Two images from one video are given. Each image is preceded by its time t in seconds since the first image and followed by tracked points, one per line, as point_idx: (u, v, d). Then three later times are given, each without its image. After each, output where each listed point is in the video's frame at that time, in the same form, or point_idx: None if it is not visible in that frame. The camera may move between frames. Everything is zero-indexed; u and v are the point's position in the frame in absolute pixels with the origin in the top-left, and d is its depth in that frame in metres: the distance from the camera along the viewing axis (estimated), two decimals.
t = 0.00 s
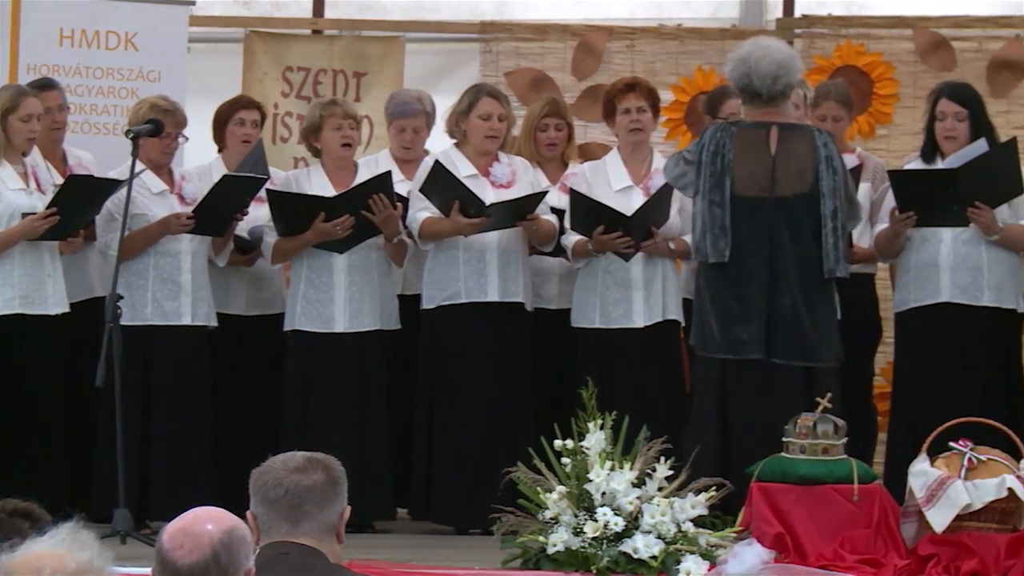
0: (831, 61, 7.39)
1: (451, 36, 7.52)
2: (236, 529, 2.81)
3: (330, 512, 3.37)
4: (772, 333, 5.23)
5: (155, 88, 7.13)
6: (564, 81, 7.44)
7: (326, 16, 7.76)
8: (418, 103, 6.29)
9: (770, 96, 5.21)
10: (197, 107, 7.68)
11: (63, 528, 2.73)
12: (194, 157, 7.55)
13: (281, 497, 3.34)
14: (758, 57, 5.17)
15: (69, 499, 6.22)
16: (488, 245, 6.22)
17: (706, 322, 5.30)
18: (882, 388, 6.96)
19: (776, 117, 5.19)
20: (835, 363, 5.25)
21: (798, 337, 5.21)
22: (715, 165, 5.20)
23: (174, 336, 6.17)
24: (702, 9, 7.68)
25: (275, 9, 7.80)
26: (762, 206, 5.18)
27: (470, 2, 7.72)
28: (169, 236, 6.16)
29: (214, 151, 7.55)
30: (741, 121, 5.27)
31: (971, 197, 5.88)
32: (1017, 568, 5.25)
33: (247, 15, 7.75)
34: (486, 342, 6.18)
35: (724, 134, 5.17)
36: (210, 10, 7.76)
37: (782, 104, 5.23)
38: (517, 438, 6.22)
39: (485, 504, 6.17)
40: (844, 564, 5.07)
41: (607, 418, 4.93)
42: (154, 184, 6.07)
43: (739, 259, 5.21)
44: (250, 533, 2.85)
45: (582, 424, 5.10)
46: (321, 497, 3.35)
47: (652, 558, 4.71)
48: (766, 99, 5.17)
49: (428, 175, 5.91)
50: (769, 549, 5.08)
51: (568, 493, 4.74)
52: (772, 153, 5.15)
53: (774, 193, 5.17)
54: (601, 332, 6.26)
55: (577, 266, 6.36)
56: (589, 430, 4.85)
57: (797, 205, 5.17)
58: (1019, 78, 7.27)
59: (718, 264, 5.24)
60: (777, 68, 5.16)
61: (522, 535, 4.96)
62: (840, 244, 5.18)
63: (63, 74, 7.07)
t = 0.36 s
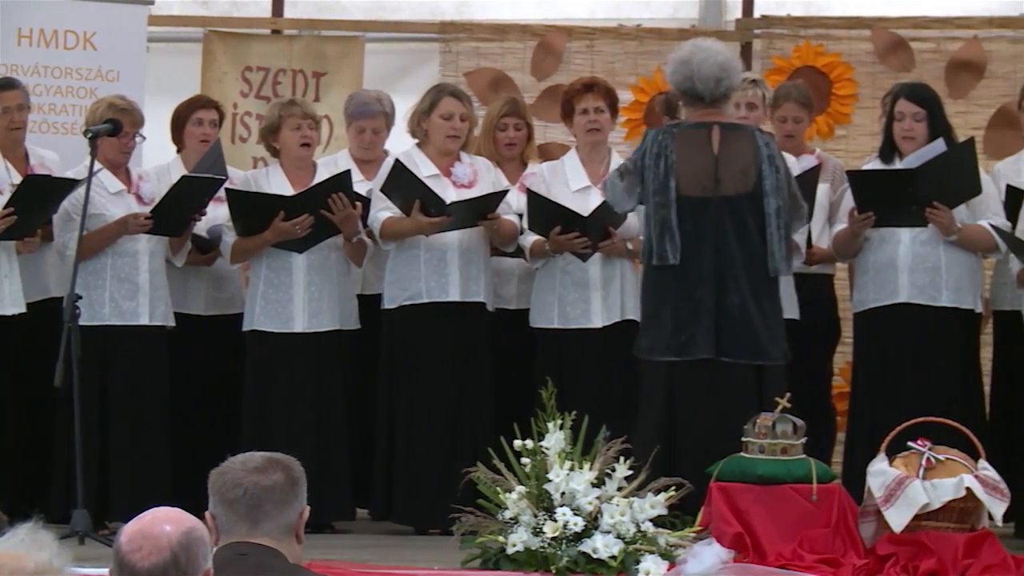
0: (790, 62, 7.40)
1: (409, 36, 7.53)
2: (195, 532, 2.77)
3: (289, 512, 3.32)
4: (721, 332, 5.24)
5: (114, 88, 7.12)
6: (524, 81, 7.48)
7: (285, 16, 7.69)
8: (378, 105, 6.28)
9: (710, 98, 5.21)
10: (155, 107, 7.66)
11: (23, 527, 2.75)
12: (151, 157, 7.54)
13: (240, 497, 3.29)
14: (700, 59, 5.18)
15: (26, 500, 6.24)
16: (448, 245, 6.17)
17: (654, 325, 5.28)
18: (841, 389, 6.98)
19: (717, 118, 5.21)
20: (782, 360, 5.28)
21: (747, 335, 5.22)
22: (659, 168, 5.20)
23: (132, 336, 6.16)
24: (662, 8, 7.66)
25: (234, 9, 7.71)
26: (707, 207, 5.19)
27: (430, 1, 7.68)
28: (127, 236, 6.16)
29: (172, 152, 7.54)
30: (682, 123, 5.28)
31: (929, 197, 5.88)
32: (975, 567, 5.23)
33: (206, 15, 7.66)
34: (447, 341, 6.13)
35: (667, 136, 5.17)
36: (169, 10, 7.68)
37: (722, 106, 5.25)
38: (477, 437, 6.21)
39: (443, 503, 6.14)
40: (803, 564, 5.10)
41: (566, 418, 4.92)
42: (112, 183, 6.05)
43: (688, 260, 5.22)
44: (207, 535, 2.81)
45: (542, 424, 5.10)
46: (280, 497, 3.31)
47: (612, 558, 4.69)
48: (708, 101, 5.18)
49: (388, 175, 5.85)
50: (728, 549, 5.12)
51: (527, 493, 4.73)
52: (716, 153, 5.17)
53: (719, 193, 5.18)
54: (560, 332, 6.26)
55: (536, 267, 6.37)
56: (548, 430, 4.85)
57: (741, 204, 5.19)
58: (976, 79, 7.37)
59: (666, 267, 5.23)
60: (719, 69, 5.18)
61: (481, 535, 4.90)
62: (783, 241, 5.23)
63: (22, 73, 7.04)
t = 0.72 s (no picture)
0: (747, 62, 7.42)
1: (363, 35, 7.55)
2: (152, 535, 2.77)
3: (246, 512, 3.29)
4: (642, 330, 5.00)
5: (70, 88, 7.10)
6: (481, 81, 7.50)
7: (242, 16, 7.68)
8: (334, 104, 6.31)
9: (641, 96, 4.96)
10: (112, 107, 7.64)
11: None
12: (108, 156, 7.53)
13: (197, 497, 3.26)
14: (632, 56, 4.92)
15: None
16: (405, 244, 6.15)
17: (573, 316, 5.03)
18: (798, 390, 7.00)
19: (647, 115, 4.93)
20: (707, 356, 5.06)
21: (673, 331, 5.01)
22: (584, 164, 4.92)
23: (90, 336, 6.14)
24: (620, 9, 7.67)
25: (191, 8, 7.70)
26: (633, 204, 4.92)
27: (387, 2, 7.69)
28: (85, 236, 6.14)
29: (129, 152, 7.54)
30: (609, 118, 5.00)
31: (884, 193, 5.90)
32: (930, 567, 5.26)
33: (163, 14, 7.65)
34: (403, 342, 6.11)
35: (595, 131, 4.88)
36: (126, 9, 7.67)
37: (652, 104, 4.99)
38: (433, 437, 6.18)
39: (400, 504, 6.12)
40: (760, 564, 5.23)
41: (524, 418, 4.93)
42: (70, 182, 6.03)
43: (609, 256, 4.95)
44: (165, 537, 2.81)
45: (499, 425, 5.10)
46: (237, 497, 3.28)
47: (569, 558, 4.67)
48: (638, 99, 4.91)
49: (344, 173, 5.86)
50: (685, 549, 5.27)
51: (484, 492, 4.73)
52: (644, 151, 4.90)
53: (645, 191, 4.91)
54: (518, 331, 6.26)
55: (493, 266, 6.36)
56: (506, 431, 4.85)
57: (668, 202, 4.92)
58: (933, 79, 7.40)
59: (584, 263, 4.96)
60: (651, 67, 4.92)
61: (439, 535, 4.89)
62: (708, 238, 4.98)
63: None
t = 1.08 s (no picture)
0: (701, 62, 7.43)
1: (318, 35, 7.57)
2: (106, 535, 2.76)
3: (200, 512, 3.28)
4: (577, 332, 4.98)
5: (24, 87, 7.06)
6: (435, 81, 7.47)
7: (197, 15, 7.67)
8: (290, 104, 6.32)
9: (568, 96, 4.98)
10: (66, 107, 7.63)
11: None
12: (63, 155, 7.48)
13: (151, 497, 3.25)
14: (558, 56, 4.95)
15: None
16: (359, 244, 6.13)
17: (508, 319, 4.99)
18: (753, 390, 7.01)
19: (576, 116, 4.96)
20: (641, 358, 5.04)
21: (607, 331, 4.98)
22: (517, 167, 4.92)
23: (46, 336, 6.12)
24: (574, 8, 7.73)
25: (145, 7, 7.72)
26: (566, 205, 4.92)
27: (342, 1, 7.70)
28: (41, 236, 6.11)
29: (84, 151, 7.50)
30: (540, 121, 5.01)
31: (838, 193, 5.90)
32: (883, 567, 5.25)
33: (117, 13, 7.65)
34: (358, 343, 6.11)
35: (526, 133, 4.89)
36: (80, 8, 7.65)
37: (580, 103, 5.01)
38: (386, 437, 6.19)
39: (355, 504, 6.13)
40: (715, 564, 5.22)
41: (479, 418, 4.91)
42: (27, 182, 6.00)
43: (543, 258, 4.94)
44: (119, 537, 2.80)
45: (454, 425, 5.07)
46: (192, 496, 3.26)
47: (524, 557, 4.68)
48: (566, 98, 4.93)
49: (296, 174, 5.87)
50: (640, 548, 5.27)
51: (439, 492, 4.71)
52: (575, 151, 4.91)
53: (578, 191, 4.92)
54: (474, 330, 6.26)
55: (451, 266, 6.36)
56: (461, 430, 4.84)
57: (600, 202, 4.93)
58: (887, 79, 7.42)
59: (519, 266, 4.95)
60: (577, 66, 4.95)
61: (394, 534, 4.89)
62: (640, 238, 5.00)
63: None
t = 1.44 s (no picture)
0: (654, 62, 7.44)
1: (272, 34, 7.51)
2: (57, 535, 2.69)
3: (153, 512, 3.24)
4: (511, 330, 5.18)
5: None
6: (389, 81, 7.52)
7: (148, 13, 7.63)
8: (243, 103, 6.32)
9: (507, 94, 5.15)
10: (14, 106, 7.50)
11: None
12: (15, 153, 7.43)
13: (102, 497, 3.21)
14: (497, 54, 5.11)
15: None
16: (310, 244, 6.13)
17: (445, 317, 5.19)
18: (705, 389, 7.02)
19: (515, 115, 5.13)
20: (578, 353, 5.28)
21: (544, 329, 5.21)
22: (453, 165, 5.11)
23: None
24: (528, 7, 7.66)
25: (97, 5, 7.62)
26: (503, 203, 5.10)
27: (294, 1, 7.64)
28: None
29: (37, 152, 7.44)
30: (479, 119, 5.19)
31: (789, 194, 5.93)
32: (835, 565, 5.26)
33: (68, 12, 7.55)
34: (311, 342, 6.12)
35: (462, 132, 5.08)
36: (31, 7, 7.55)
37: (519, 102, 5.18)
38: (338, 436, 6.20)
39: (307, 504, 6.13)
40: (668, 562, 5.21)
41: (432, 417, 4.87)
42: None
43: (477, 256, 5.13)
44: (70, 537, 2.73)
45: (407, 424, 5.04)
46: (144, 497, 3.22)
47: (477, 556, 4.65)
48: (504, 97, 5.10)
49: (247, 174, 5.87)
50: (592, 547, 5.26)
51: (392, 492, 4.68)
52: (511, 151, 5.09)
53: (514, 191, 5.09)
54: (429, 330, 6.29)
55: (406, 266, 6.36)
56: (414, 430, 4.80)
57: (537, 201, 5.11)
58: (839, 79, 7.48)
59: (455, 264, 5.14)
60: (518, 65, 5.11)
61: (346, 534, 4.85)
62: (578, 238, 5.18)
63: None
